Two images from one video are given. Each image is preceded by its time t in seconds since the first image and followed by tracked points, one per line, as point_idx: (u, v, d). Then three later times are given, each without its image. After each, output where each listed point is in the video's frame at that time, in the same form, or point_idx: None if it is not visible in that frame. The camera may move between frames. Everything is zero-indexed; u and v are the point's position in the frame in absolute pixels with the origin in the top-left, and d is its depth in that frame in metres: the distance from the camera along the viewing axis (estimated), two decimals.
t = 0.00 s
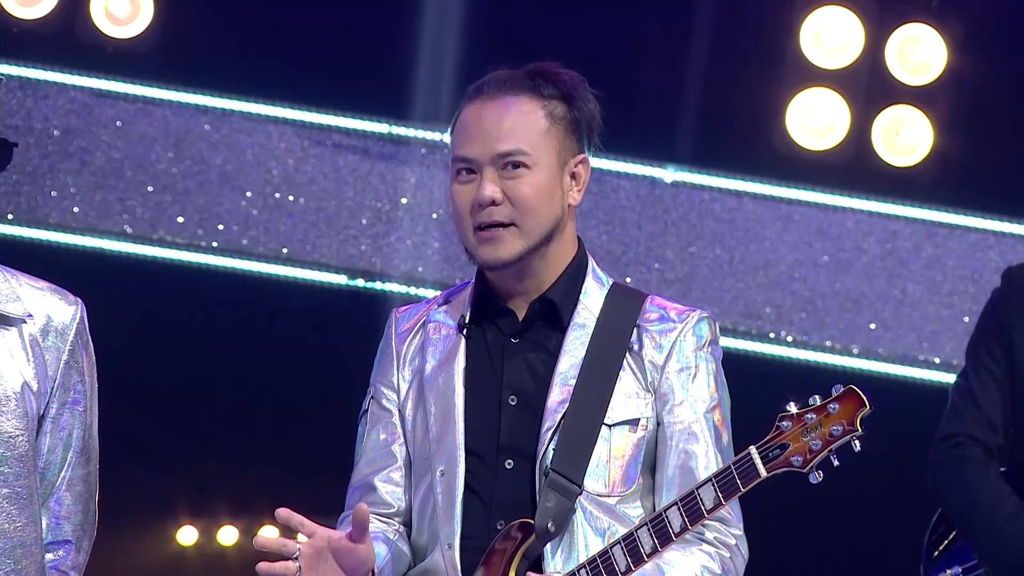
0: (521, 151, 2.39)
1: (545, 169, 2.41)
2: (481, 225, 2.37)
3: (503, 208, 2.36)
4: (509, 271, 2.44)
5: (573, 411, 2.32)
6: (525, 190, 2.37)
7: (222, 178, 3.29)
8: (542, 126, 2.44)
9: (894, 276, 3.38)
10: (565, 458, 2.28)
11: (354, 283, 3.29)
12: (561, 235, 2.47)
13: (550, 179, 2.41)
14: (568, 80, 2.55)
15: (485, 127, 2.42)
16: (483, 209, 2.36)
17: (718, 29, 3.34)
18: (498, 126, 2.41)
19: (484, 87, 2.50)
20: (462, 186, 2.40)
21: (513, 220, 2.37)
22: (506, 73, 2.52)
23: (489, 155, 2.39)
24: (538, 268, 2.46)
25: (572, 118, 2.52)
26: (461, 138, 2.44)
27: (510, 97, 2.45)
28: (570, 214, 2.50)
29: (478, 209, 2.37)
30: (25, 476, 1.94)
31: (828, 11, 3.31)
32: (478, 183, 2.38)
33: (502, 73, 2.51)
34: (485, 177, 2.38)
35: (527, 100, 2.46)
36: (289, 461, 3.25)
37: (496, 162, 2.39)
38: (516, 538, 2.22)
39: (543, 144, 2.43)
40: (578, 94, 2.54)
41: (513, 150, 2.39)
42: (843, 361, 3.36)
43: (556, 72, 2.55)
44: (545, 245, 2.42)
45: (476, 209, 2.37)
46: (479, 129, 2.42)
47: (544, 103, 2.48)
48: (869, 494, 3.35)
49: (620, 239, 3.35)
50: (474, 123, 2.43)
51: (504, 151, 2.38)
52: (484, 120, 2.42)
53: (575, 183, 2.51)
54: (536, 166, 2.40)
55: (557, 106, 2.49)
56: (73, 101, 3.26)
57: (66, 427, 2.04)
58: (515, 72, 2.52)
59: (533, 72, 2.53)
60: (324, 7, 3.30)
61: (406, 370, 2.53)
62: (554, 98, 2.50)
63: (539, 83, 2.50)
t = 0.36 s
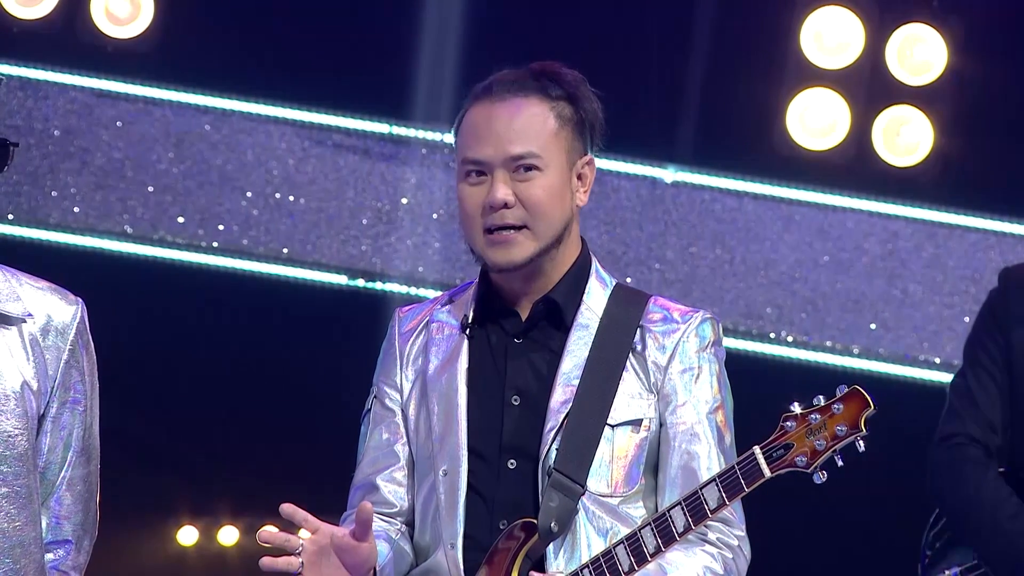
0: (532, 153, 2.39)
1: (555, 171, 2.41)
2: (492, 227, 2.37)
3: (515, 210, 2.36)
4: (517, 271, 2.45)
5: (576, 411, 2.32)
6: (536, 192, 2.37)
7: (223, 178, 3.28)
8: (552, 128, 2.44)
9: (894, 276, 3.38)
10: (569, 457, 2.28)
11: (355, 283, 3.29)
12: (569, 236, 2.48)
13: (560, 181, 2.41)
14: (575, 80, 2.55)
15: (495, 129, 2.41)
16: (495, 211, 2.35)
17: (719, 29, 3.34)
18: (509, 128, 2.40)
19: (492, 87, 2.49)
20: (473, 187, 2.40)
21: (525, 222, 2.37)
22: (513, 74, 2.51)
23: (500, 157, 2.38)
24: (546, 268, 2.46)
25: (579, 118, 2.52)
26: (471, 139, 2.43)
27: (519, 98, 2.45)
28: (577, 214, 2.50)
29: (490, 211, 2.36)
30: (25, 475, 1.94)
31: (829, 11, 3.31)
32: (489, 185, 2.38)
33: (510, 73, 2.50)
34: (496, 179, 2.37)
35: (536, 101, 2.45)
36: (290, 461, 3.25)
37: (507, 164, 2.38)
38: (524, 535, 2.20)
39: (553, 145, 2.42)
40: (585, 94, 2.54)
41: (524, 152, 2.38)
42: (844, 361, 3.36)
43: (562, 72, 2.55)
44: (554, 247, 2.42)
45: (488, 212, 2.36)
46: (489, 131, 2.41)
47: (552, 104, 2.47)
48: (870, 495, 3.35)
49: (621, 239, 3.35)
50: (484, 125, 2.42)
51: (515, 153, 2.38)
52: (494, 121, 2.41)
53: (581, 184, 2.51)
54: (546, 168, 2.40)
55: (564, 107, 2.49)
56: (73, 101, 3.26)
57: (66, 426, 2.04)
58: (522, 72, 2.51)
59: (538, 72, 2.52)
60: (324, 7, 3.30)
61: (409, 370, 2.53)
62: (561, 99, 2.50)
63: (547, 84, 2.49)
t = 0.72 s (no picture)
0: (529, 158, 2.37)
1: (553, 174, 2.39)
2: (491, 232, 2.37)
3: (513, 215, 2.35)
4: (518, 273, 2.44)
5: (577, 411, 2.32)
6: (534, 196, 2.36)
7: (223, 178, 3.28)
8: (548, 130, 2.42)
9: (895, 276, 3.38)
10: (570, 457, 2.28)
11: (356, 282, 3.29)
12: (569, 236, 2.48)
13: (558, 184, 2.40)
14: (570, 80, 2.53)
15: (490, 134, 2.39)
16: (493, 218, 2.35)
17: (720, 29, 3.34)
18: (504, 133, 2.39)
19: (486, 92, 2.47)
20: (469, 194, 2.39)
21: (525, 227, 2.36)
22: (507, 76, 2.50)
23: (496, 163, 2.36)
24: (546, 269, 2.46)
25: (575, 119, 2.50)
26: (466, 145, 2.41)
27: (512, 102, 2.43)
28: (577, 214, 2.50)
29: (488, 218, 2.35)
30: (26, 476, 1.95)
31: (830, 11, 3.31)
32: (486, 192, 2.36)
33: (502, 77, 2.48)
34: (493, 186, 2.36)
35: (531, 104, 2.44)
36: (290, 461, 3.25)
37: (504, 170, 2.37)
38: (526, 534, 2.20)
39: (550, 148, 2.41)
40: (579, 93, 2.53)
41: (520, 157, 2.37)
42: (845, 361, 3.36)
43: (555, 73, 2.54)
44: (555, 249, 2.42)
45: (485, 218, 2.36)
46: (484, 137, 2.39)
47: (548, 106, 2.46)
48: (870, 494, 3.35)
49: (621, 239, 3.35)
50: (478, 131, 2.40)
51: (512, 158, 2.36)
52: (489, 127, 2.40)
53: (580, 184, 2.51)
54: (543, 171, 2.38)
55: (559, 108, 2.47)
56: (74, 101, 3.26)
57: (67, 427, 2.04)
58: (515, 75, 2.49)
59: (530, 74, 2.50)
60: (325, 7, 3.30)
61: (410, 370, 2.53)
62: (557, 100, 2.48)
63: (540, 86, 2.47)
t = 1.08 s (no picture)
0: (503, 177, 2.33)
1: (529, 193, 2.35)
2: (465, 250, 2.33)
3: (486, 235, 2.31)
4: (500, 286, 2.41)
5: (575, 412, 2.32)
6: (508, 216, 2.32)
7: (225, 178, 3.29)
8: (525, 147, 2.38)
9: (897, 276, 3.38)
10: (568, 458, 2.28)
11: (357, 283, 3.29)
12: (552, 250, 2.44)
13: (534, 201, 2.35)
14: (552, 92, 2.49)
15: (467, 151, 2.35)
16: (466, 237, 2.31)
17: (722, 28, 3.34)
18: (481, 150, 2.34)
19: (468, 105, 2.42)
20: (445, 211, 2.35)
21: (498, 246, 2.33)
22: (488, 89, 2.45)
23: (470, 182, 2.32)
24: (531, 282, 2.42)
25: (558, 131, 2.46)
26: (445, 161, 2.37)
27: (491, 118, 2.38)
28: (561, 227, 2.45)
29: (461, 236, 2.32)
30: (29, 477, 1.95)
31: (831, 11, 3.31)
32: (459, 211, 2.33)
33: (486, 89, 2.43)
34: (467, 205, 2.32)
35: (511, 120, 2.39)
36: (292, 461, 3.26)
37: (478, 189, 2.32)
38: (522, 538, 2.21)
39: (526, 165, 2.37)
40: (564, 107, 2.48)
41: (494, 176, 2.32)
42: (846, 361, 3.36)
43: (541, 85, 2.49)
44: (532, 265, 2.39)
45: (460, 237, 2.32)
46: (461, 153, 2.35)
47: (529, 121, 2.41)
48: (872, 493, 3.35)
49: (623, 239, 3.35)
50: (456, 147, 2.36)
51: (487, 177, 2.32)
52: (466, 144, 2.35)
53: (566, 198, 2.45)
54: (519, 190, 2.34)
55: (541, 123, 2.42)
56: (75, 101, 3.26)
57: (69, 428, 2.04)
58: (496, 88, 2.44)
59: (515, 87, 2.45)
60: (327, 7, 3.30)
61: (408, 370, 2.53)
62: (538, 114, 2.43)
63: (524, 100, 2.42)
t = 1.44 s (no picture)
0: (491, 175, 2.32)
1: (517, 188, 2.35)
2: (461, 252, 2.33)
3: (482, 234, 2.31)
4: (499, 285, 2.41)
5: (574, 414, 2.32)
6: (500, 213, 2.31)
7: (229, 178, 3.28)
8: (508, 143, 2.38)
9: (900, 277, 3.38)
10: (568, 462, 2.28)
11: (360, 282, 3.29)
12: (548, 244, 2.44)
13: (525, 196, 2.36)
14: (527, 89, 2.49)
15: (451, 155, 2.34)
16: (462, 239, 2.30)
17: (725, 28, 3.34)
18: (465, 152, 2.34)
19: (446, 110, 2.41)
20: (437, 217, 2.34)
21: (494, 244, 2.32)
22: (463, 92, 2.44)
23: (459, 184, 2.31)
24: (529, 278, 2.42)
25: (537, 126, 2.46)
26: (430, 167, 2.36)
27: (473, 119, 2.38)
28: (554, 221, 2.46)
29: (457, 239, 2.31)
30: (34, 478, 1.95)
31: (835, 11, 3.30)
32: (452, 214, 2.32)
33: (461, 92, 2.43)
34: (459, 207, 2.31)
35: (490, 118, 2.39)
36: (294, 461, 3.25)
37: (467, 189, 2.31)
38: (524, 545, 2.19)
39: (511, 162, 2.37)
40: (542, 101, 2.49)
41: (483, 174, 2.32)
42: (849, 361, 3.36)
43: (516, 81, 2.49)
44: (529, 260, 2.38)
45: (455, 240, 2.31)
46: (447, 157, 2.34)
47: (508, 118, 2.41)
48: (874, 494, 3.35)
49: (626, 240, 3.35)
50: (441, 152, 2.35)
51: (473, 176, 2.31)
52: (450, 148, 2.34)
53: (555, 190, 2.46)
54: (509, 186, 2.34)
55: (522, 118, 2.43)
56: (79, 101, 3.26)
57: (75, 428, 2.04)
58: (471, 89, 2.44)
59: (490, 86, 2.46)
60: (330, 7, 3.30)
61: (406, 370, 2.53)
62: (516, 110, 2.43)
63: (501, 98, 2.43)
